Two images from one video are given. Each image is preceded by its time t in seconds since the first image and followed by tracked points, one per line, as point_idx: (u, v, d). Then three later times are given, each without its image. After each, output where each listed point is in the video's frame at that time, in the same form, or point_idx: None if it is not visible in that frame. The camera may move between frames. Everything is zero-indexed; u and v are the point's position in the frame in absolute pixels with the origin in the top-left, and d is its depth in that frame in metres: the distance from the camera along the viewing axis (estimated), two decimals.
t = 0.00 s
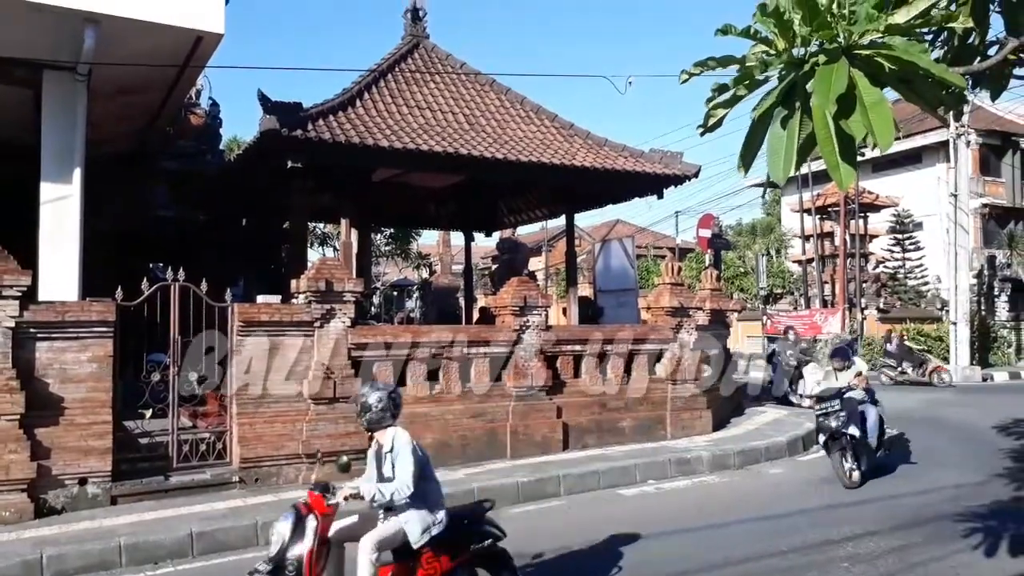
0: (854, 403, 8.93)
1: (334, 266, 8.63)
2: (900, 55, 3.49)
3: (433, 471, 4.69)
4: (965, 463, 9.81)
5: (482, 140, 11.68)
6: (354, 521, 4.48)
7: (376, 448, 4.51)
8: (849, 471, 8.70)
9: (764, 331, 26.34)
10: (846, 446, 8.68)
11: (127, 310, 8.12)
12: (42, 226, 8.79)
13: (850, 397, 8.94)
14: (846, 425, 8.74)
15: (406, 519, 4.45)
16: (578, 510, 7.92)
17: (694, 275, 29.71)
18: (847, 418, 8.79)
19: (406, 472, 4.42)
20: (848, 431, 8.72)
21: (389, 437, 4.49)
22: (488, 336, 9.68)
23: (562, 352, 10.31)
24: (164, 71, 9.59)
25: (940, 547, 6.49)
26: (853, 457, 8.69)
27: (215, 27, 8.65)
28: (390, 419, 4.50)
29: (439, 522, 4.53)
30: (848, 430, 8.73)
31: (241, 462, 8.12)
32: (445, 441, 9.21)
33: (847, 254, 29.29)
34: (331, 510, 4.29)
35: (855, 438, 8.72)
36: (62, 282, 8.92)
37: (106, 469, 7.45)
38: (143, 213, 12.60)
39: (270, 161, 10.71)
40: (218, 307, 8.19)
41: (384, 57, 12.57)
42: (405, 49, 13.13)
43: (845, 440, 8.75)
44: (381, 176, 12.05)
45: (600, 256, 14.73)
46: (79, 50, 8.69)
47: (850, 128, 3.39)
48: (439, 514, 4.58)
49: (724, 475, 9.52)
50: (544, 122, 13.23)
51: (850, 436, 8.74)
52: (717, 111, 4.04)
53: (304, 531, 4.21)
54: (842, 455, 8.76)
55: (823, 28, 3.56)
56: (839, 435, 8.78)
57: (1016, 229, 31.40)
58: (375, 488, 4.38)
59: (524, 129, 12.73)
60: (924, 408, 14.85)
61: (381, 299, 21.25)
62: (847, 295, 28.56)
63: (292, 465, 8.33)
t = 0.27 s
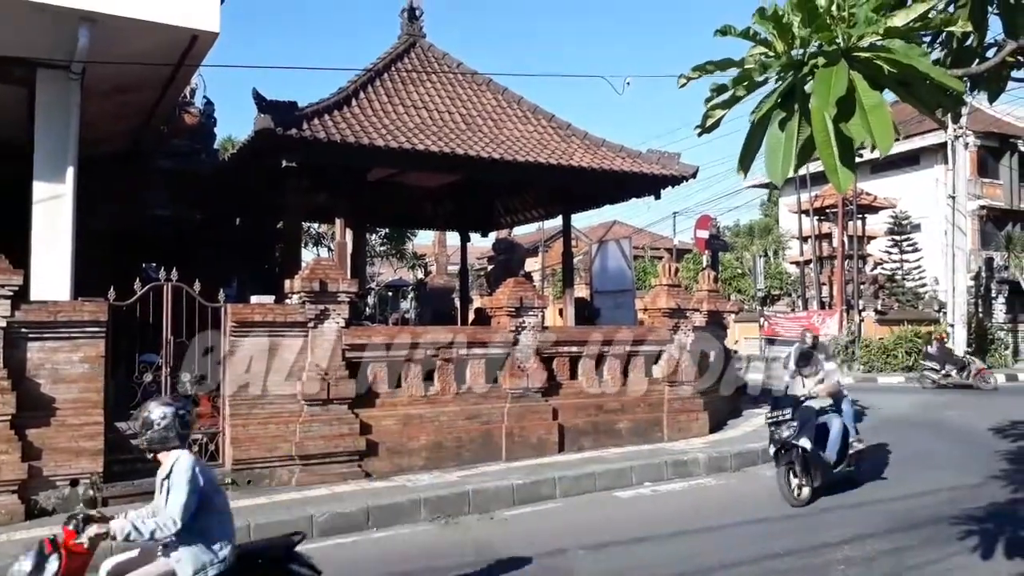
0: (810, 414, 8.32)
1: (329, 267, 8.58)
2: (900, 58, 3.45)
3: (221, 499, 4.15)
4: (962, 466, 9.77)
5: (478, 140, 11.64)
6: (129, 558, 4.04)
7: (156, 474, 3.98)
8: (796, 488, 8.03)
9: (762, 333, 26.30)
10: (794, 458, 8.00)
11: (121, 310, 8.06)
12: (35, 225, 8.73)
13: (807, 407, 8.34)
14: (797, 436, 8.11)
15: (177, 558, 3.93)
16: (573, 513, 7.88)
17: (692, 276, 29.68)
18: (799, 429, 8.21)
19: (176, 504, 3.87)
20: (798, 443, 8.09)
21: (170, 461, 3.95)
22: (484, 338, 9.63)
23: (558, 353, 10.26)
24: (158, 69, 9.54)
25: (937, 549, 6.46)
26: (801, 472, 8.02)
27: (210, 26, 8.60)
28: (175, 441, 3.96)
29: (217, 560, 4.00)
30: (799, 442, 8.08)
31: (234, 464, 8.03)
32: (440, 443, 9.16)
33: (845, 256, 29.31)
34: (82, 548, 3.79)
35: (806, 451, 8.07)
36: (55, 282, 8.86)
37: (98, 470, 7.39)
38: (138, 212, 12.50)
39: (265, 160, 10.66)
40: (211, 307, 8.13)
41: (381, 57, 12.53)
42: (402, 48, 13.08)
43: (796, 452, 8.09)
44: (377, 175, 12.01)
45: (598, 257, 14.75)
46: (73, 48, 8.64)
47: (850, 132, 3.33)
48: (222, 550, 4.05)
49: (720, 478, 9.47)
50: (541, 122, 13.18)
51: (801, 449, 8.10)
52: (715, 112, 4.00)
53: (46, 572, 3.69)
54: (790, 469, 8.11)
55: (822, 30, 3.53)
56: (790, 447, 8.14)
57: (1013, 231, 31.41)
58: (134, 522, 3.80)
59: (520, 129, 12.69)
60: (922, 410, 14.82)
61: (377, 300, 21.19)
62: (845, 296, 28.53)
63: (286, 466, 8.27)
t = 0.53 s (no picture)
0: (758, 422, 7.82)
1: (326, 267, 8.61)
2: (893, 60, 3.49)
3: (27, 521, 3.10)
4: (957, 466, 9.83)
5: (475, 141, 11.67)
6: None
7: None
8: (738, 501, 7.54)
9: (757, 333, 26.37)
10: (737, 469, 7.53)
11: (117, 311, 8.07)
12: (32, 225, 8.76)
13: (754, 415, 7.84)
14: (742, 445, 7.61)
15: None
16: (569, 512, 7.91)
17: (687, 276, 29.75)
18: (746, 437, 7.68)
19: None
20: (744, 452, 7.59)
21: None
22: (480, 338, 9.66)
23: (555, 353, 10.28)
24: (155, 70, 9.55)
25: (931, 549, 6.50)
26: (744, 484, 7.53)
27: (207, 27, 8.62)
28: None
29: None
30: (743, 452, 7.57)
31: (231, 463, 8.07)
32: (436, 443, 9.19)
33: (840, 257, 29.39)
34: None
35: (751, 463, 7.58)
36: (52, 282, 8.87)
37: (95, 470, 7.40)
38: (133, 214, 12.53)
39: (262, 161, 10.68)
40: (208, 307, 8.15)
41: (377, 58, 12.56)
42: (398, 49, 13.10)
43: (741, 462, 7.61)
44: (373, 176, 12.03)
45: (594, 258, 14.77)
46: (69, 48, 8.65)
47: (845, 133, 3.37)
48: None
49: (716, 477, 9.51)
50: (537, 123, 13.22)
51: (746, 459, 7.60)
52: (710, 112, 4.04)
53: None
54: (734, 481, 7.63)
55: (817, 32, 3.56)
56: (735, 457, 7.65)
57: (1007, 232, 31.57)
58: None
59: (517, 130, 12.72)
60: (916, 410, 14.89)
61: (373, 300, 21.21)
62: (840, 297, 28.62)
63: (283, 466, 8.29)
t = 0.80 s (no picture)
0: (694, 423, 7.22)
1: (322, 260, 8.60)
2: (893, 52, 3.47)
3: None
4: (953, 459, 9.84)
5: (472, 133, 11.64)
6: None
7: None
8: (668, 508, 6.99)
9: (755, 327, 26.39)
10: (669, 474, 6.98)
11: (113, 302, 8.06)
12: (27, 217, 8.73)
13: (690, 415, 7.23)
14: (675, 449, 7.05)
15: None
16: (566, 505, 7.91)
17: (685, 270, 29.75)
18: (680, 439, 7.09)
19: None
20: (676, 456, 7.03)
21: None
22: (477, 331, 9.65)
23: (551, 347, 10.27)
24: (151, 62, 9.52)
25: (927, 541, 6.51)
26: (674, 490, 6.98)
27: (202, 18, 8.58)
28: None
29: None
30: (676, 456, 7.04)
31: (227, 456, 8.07)
32: (433, 435, 9.19)
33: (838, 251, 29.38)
34: None
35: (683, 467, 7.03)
36: (48, 274, 8.85)
37: (91, 463, 7.40)
38: (129, 206, 12.56)
39: (259, 154, 10.65)
40: (204, 300, 8.13)
41: (374, 50, 12.51)
42: (396, 42, 13.06)
43: (674, 466, 7.05)
44: (371, 169, 12.00)
45: (591, 251, 14.74)
46: (64, 40, 8.61)
47: (843, 125, 3.36)
48: None
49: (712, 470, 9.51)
50: (535, 116, 13.19)
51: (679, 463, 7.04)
52: (708, 104, 4.02)
53: None
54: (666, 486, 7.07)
55: (816, 24, 3.53)
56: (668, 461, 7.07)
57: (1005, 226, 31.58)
58: None
59: (514, 122, 12.69)
60: (913, 403, 14.91)
61: (371, 293, 21.20)
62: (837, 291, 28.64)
63: (279, 458, 8.29)
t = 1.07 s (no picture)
0: (626, 426, 6.58)
1: (324, 252, 8.58)
2: (896, 42, 3.45)
3: None
4: (956, 452, 9.84)
5: (473, 125, 11.60)
6: None
7: None
8: (590, 519, 6.43)
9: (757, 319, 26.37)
10: (592, 482, 6.31)
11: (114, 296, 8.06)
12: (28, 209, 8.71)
13: (622, 418, 6.59)
14: (602, 455, 6.41)
15: None
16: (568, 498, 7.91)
17: (687, 263, 29.71)
18: (608, 445, 6.45)
19: None
20: (603, 463, 6.39)
21: None
22: (479, 324, 9.63)
23: (553, 340, 10.26)
24: (151, 54, 9.48)
25: (929, 533, 6.52)
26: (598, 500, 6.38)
27: (202, 9, 8.53)
28: None
29: None
30: (602, 463, 6.38)
31: (231, 449, 8.08)
32: (435, 429, 9.19)
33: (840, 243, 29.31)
34: None
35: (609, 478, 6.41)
36: (48, 266, 8.84)
37: (94, 456, 7.40)
38: (129, 199, 12.55)
39: (259, 146, 10.61)
40: (206, 293, 8.11)
41: (375, 41, 12.46)
42: (396, 33, 13.00)
43: (599, 475, 6.39)
44: (371, 161, 11.97)
45: (593, 244, 14.72)
46: (64, 32, 8.58)
47: (845, 116, 3.34)
48: None
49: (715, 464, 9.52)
50: (536, 108, 13.15)
51: (605, 471, 6.40)
52: (709, 91, 4.06)
53: None
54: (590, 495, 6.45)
55: (818, 14, 3.52)
56: (594, 469, 6.43)
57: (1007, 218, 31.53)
58: None
59: (515, 114, 12.65)
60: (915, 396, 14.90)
61: (372, 287, 21.19)
62: (839, 284, 28.61)
63: (282, 452, 8.29)
